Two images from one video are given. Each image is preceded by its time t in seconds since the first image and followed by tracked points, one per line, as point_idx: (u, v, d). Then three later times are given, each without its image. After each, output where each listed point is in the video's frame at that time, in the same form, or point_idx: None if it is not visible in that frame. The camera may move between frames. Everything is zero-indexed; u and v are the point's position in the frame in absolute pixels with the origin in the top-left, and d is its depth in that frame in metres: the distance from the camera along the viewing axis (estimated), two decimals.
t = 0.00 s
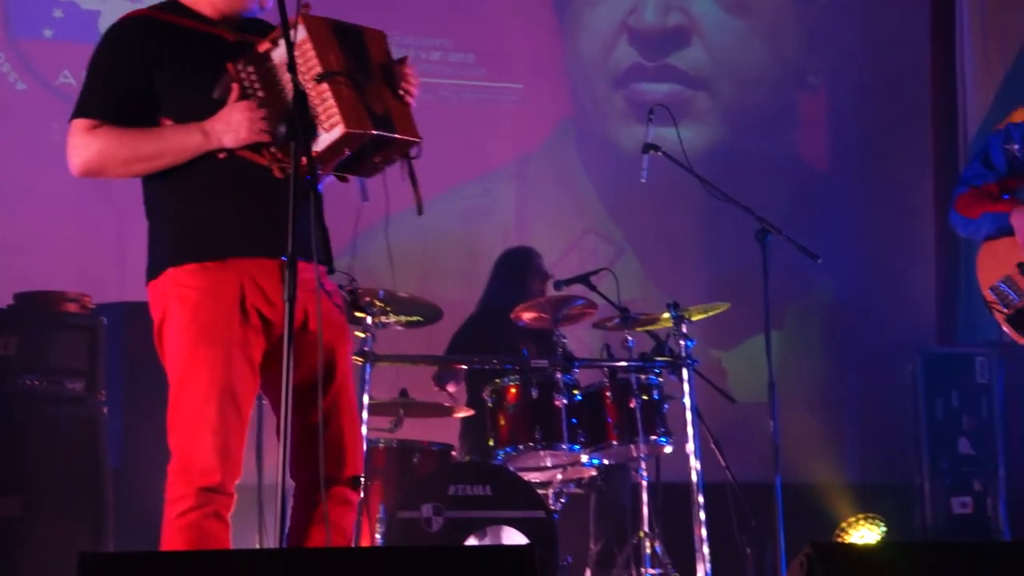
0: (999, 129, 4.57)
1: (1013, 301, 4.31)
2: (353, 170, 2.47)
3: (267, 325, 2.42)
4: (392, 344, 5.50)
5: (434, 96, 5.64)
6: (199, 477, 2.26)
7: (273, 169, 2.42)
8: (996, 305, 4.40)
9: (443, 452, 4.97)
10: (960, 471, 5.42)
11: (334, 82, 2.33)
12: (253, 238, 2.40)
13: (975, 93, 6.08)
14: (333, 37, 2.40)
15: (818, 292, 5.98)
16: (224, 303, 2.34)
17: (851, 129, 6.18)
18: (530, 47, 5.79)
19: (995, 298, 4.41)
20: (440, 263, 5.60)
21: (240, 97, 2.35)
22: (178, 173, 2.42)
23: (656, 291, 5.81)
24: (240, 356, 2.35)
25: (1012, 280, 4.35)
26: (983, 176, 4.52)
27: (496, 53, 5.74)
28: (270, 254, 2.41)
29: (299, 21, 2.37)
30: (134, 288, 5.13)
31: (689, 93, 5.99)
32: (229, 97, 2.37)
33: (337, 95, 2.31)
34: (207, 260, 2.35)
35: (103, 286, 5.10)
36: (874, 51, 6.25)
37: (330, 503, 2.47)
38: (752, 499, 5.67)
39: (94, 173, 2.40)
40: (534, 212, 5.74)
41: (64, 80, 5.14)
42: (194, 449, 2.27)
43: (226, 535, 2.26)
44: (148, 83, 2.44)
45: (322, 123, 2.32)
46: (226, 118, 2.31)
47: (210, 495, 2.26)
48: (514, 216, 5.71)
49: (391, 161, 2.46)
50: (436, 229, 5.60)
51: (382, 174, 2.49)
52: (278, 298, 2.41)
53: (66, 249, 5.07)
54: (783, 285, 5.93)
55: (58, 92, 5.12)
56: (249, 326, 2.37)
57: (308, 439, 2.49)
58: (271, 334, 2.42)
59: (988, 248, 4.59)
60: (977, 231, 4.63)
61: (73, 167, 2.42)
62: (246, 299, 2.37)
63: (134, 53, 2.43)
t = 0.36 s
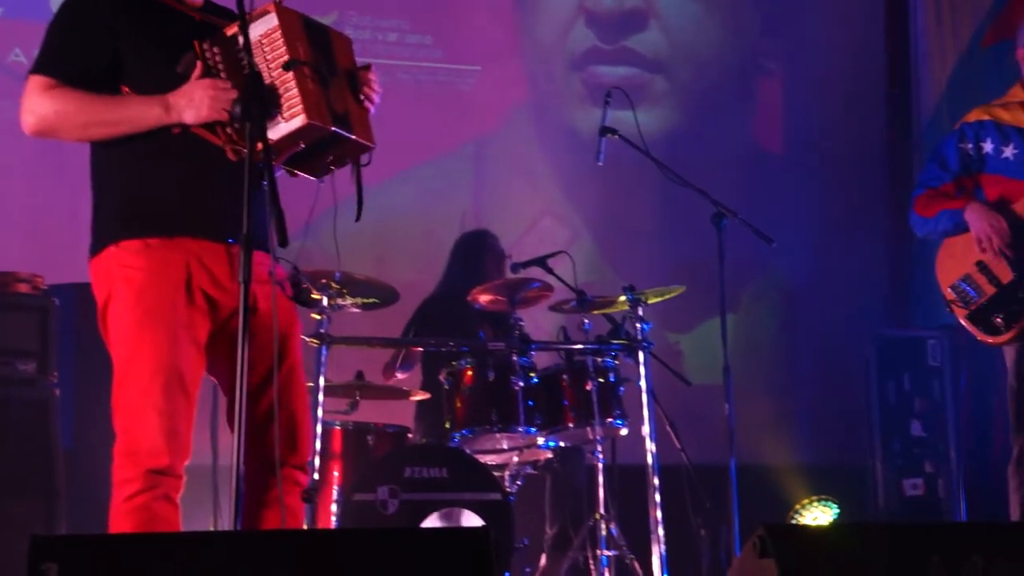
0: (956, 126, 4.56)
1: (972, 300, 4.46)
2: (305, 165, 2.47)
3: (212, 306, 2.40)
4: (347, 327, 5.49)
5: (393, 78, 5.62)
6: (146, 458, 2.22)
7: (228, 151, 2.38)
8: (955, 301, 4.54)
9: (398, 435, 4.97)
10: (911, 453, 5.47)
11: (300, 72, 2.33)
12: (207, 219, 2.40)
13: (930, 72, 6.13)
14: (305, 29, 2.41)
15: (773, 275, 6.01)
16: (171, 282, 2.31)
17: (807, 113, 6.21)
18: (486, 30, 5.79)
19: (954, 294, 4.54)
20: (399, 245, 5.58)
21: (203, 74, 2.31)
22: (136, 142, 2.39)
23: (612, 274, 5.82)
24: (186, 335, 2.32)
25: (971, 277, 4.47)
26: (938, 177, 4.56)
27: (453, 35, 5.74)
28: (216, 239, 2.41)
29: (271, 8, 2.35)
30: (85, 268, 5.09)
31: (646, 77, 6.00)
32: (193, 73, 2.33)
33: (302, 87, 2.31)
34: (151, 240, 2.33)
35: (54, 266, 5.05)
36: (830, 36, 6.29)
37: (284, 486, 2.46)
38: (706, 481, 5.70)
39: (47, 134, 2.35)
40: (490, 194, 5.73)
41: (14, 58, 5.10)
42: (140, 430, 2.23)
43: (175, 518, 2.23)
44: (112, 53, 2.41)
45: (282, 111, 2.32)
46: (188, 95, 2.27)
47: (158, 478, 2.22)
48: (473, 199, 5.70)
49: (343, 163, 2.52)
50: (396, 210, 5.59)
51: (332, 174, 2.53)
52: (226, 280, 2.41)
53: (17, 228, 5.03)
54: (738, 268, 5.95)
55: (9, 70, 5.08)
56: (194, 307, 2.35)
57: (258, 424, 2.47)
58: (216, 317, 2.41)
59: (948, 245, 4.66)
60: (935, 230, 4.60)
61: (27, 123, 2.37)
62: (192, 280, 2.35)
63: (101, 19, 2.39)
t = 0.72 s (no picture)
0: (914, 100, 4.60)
1: (932, 270, 4.43)
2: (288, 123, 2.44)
3: (187, 292, 2.42)
4: (308, 311, 5.48)
5: (352, 61, 5.59)
6: (115, 444, 2.25)
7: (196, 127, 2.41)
8: (915, 272, 4.51)
9: (358, 419, 4.94)
10: (869, 438, 5.54)
11: (260, 44, 2.29)
12: (175, 199, 2.38)
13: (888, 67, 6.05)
14: None
15: (732, 260, 6.03)
16: (146, 269, 2.33)
17: (767, 99, 6.22)
18: (447, 14, 5.77)
19: (914, 265, 4.50)
20: (361, 229, 5.55)
21: (162, 57, 2.33)
22: (100, 136, 2.38)
23: (573, 258, 5.83)
24: (161, 322, 2.34)
25: (932, 247, 4.45)
26: (896, 148, 4.57)
27: (414, 19, 5.72)
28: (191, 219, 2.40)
29: None
30: (42, 253, 5.06)
31: (607, 62, 6.00)
32: (151, 57, 2.35)
33: (264, 57, 2.28)
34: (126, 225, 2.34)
35: (10, 251, 5.01)
36: (789, 22, 6.30)
37: (246, 474, 2.46)
38: (667, 465, 5.72)
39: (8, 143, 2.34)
40: (452, 180, 5.72)
41: None
42: (111, 416, 2.26)
43: (141, 504, 2.25)
44: (65, 46, 2.37)
45: (248, 83, 2.31)
46: (144, 82, 2.29)
47: (126, 464, 2.25)
48: (434, 183, 5.68)
49: (321, 116, 2.46)
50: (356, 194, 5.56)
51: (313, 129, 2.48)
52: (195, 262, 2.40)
53: None
54: (699, 253, 5.97)
55: None
56: (171, 293, 2.37)
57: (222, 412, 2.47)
58: (191, 302, 2.42)
59: (904, 217, 4.60)
60: (895, 200, 4.61)
61: None
62: (168, 265, 2.36)
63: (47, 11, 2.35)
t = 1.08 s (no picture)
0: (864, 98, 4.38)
1: (890, 264, 4.22)
2: (233, 126, 2.49)
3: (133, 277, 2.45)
4: (260, 299, 5.41)
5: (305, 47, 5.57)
6: (60, 432, 2.28)
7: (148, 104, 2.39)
8: (871, 268, 4.29)
9: (311, 408, 4.90)
10: (818, 426, 5.55)
11: (224, 26, 2.33)
12: (129, 181, 2.42)
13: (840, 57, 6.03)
14: None
15: (684, 249, 6.05)
16: (93, 255, 2.36)
17: (720, 89, 6.25)
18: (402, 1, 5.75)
19: (870, 260, 4.29)
20: (313, 215, 5.51)
21: (124, 29, 2.32)
22: (56, 102, 2.40)
23: (525, 247, 5.83)
24: (107, 308, 2.38)
25: (887, 242, 4.25)
26: (849, 146, 4.34)
27: (368, 5, 5.70)
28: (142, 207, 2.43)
29: None
30: None
31: (561, 50, 5.99)
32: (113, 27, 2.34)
33: (227, 42, 2.33)
34: (74, 208, 2.36)
35: None
36: (742, 11, 6.32)
37: (194, 464, 2.53)
38: (618, 453, 5.74)
39: None
40: (405, 168, 5.70)
41: None
42: (56, 404, 2.29)
43: (85, 491, 2.29)
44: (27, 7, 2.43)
45: (208, 67, 2.34)
46: (105, 49, 2.30)
47: (70, 452, 2.29)
48: (386, 170, 5.66)
49: (272, 128, 2.58)
50: (309, 180, 5.51)
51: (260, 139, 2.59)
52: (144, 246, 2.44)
53: None
54: (653, 242, 5.98)
55: None
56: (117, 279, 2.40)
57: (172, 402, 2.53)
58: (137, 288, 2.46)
59: (861, 213, 4.38)
60: (850, 199, 4.40)
61: None
62: (115, 251, 2.39)
63: None
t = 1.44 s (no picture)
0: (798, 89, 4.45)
1: (814, 260, 4.28)
2: (165, 107, 2.50)
3: (68, 269, 2.51)
4: (197, 293, 5.37)
5: (243, 39, 5.54)
6: None
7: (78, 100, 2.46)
8: (798, 262, 4.34)
9: (248, 402, 4.85)
10: (754, 421, 5.59)
11: (149, 14, 2.32)
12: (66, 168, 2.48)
13: (777, 52, 6.08)
14: None
15: (624, 244, 6.07)
16: (22, 250, 2.43)
17: (659, 85, 6.26)
18: None
19: (796, 255, 4.35)
20: (251, 209, 5.48)
21: (49, 22, 2.36)
22: None
23: (465, 241, 5.83)
24: (39, 302, 2.46)
25: (813, 238, 4.31)
26: (782, 137, 4.39)
27: None
28: (73, 199, 2.48)
29: None
30: None
31: (500, 44, 6.00)
32: (37, 20, 2.39)
33: (152, 31, 2.30)
34: (4, 203, 2.43)
35: None
36: (680, 7, 6.35)
37: (128, 458, 2.53)
38: (557, 448, 5.76)
39: None
40: (344, 163, 5.66)
41: None
42: None
43: (15, 485, 2.39)
44: None
45: (135, 58, 2.32)
46: (27, 43, 2.36)
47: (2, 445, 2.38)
48: (326, 163, 5.62)
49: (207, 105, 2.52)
50: (247, 174, 5.49)
51: (194, 118, 2.55)
52: (76, 241, 2.50)
53: None
54: (592, 237, 6.01)
55: None
56: (48, 272, 2.47)
57: (104, 398, 2.54)
58: (74, 279, 2.52)
59: (789, 207, 4.43)
60: (781, 189, 4.48)
61: None
62: (47, 245, 2.46)
63: None
